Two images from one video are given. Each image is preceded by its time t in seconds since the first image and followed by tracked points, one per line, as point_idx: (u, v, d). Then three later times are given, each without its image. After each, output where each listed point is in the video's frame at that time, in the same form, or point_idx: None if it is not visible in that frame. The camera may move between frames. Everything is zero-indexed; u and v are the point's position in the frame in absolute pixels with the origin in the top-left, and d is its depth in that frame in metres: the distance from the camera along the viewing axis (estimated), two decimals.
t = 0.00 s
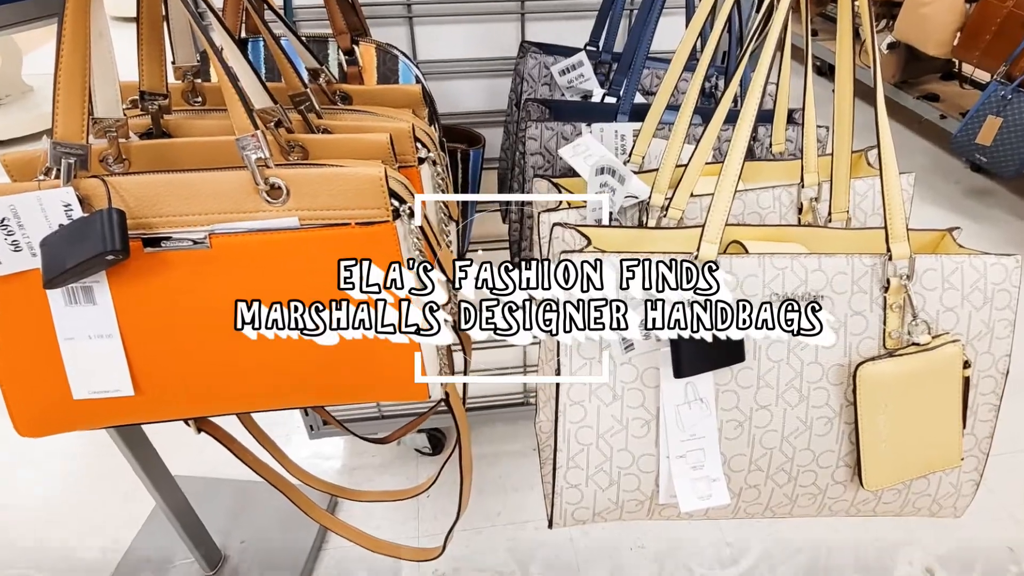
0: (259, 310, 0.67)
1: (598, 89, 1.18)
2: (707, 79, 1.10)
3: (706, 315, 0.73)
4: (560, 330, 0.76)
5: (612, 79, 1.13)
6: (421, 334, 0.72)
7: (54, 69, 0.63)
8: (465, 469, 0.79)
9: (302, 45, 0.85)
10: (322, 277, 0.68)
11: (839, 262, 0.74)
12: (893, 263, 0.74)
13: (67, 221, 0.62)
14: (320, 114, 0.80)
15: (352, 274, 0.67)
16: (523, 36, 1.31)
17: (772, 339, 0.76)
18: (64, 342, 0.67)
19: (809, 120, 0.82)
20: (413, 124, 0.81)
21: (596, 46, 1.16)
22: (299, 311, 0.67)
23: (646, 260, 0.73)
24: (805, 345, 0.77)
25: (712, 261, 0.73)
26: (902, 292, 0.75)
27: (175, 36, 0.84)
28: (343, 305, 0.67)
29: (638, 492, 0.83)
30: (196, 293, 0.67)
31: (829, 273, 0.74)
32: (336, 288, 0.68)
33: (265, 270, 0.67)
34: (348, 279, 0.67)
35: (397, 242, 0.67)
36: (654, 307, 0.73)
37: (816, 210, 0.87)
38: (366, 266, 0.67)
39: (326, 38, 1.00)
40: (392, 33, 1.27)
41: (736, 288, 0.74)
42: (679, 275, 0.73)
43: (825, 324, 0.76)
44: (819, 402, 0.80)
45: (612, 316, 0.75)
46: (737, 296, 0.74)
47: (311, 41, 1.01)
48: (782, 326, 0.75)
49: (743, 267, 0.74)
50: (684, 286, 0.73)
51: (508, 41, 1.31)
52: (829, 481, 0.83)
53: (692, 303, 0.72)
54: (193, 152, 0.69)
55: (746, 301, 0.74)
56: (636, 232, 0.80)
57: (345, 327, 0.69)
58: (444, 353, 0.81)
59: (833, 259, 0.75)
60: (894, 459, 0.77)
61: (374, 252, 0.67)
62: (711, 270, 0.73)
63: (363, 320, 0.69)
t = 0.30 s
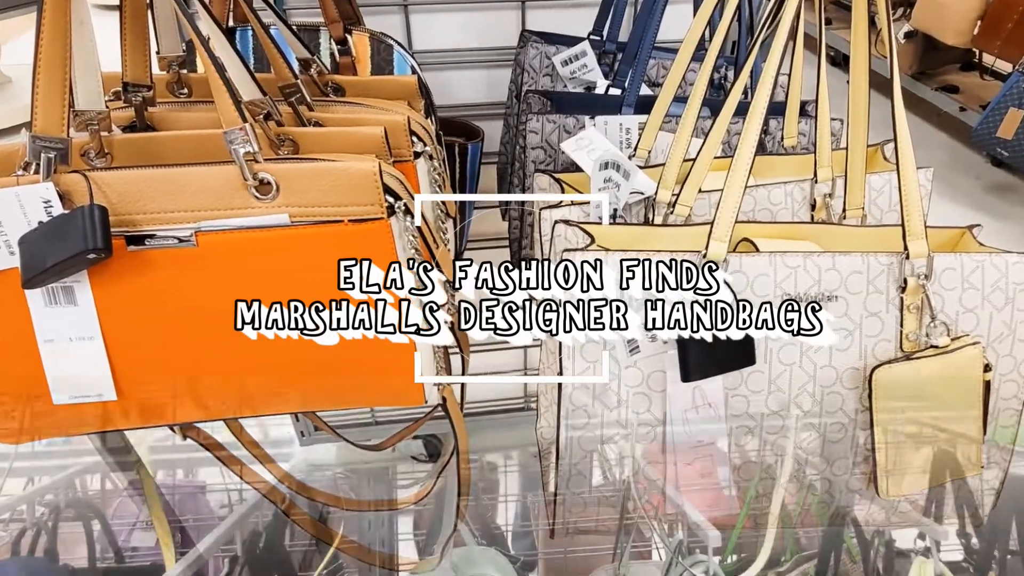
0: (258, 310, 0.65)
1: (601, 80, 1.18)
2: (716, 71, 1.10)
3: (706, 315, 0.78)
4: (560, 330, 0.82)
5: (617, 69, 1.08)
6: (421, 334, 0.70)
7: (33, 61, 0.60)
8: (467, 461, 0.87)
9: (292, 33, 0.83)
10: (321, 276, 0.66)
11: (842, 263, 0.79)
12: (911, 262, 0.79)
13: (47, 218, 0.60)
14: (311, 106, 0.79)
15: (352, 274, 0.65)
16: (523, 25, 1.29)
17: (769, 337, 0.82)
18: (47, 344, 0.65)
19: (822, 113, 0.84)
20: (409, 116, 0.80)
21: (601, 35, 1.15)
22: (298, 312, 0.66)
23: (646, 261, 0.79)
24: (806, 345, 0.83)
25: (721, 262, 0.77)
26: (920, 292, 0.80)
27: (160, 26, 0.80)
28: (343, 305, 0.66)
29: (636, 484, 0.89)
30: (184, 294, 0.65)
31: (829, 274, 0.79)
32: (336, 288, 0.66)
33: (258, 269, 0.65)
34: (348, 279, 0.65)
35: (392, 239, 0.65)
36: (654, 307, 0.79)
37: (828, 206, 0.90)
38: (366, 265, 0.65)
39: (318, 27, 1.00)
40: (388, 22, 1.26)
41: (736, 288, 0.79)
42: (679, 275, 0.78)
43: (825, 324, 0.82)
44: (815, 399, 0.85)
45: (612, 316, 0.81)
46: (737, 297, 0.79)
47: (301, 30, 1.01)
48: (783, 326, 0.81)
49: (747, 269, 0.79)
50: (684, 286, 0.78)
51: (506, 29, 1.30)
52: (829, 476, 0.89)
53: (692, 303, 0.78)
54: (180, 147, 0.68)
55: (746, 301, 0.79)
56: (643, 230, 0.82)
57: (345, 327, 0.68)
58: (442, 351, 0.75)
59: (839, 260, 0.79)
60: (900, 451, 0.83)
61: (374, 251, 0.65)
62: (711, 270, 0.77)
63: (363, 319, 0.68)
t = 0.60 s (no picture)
0: (259, 310, 0.70)
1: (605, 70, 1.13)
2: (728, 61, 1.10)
3: (706, 315, 0.79)
4: (561, 330, 0.77)
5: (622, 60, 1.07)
6: (420, 334, 0.75)
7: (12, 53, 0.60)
8: (463, 463, 0.85)
9: (282, 22, 0.84)
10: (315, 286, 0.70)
11: (832, 262, 0.82)
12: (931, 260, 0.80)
13: (23, 215, 0.58)
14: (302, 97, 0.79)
15: (352, 274, 0.70)
16: (523, 12, 1.28)
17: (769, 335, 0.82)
18: (44, 340, 0.69)
19: (835, 106, 0.86)
20: (404, 109, 0.79)
21: (605, 24, 1.12)
22: (298, 311, 0.71)
23: (646, 261, 0.82)
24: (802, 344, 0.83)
25: (732, 261, 0.80)
26: (939, 295, 0.80)
27: (145, 15, 0.85)
28: (343, 305, 0.72)
29: (642, 489, 0.85)
30: (181, 293, 0.68)
31: (826, 274, 0.81)
32: (336, 288, 0.71)
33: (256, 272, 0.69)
34: (348, 279, 0.70)
35: (386, 237, 0.69)
36: (654, 307, 0.80)
37: (844, 203, 0.88)
38: (366, 267, 0.69)
39: (307, 16, 1.03)
40: (381, 9, 1.29)
41: (739, 287, 0.80)
42: (679, 275, 0.81)
43: (825, 325, 0.82)
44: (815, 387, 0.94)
45: (612, 316, 0.79)
46: (738, 295, 0.81)
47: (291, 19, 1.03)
48: (783, 326, 0.81)
49: (756, 268, 0.81)
50: (684, 286, 0.81)
51: (507, 17, 1.29)
52: (831, 478, 0.89)
53: (692, 303, 0.80)
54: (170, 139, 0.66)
55: (747, 301, 0.80)
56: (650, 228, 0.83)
57: (344, 327, 0.74)
58: (435, 352, 0.77)
59: (831, 259, 0.82)
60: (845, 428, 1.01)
61: (374, 252, 0.69)
62: (711, 270, 0.80)
63: (364, 319, 0.73)
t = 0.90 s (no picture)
0: (258, 310, 0.81)
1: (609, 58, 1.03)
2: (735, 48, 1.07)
3: (706, 315, 0.82)
4: (560, 329, 0.82)
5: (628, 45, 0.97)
6: (420, 333, 0.84)
7: None
8: (461, 468, 0.82)
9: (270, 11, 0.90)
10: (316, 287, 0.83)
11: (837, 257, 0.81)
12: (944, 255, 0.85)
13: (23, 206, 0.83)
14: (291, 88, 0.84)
15: (353, 275, 0.83)
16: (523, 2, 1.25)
17: (762, 334, 0.85)
18: (27, 345, 0.76)
19: (854, 95, 0.88)
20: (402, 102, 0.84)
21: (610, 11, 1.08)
22: (298, 311, 0.82)
23: (646, 261, 0.82)
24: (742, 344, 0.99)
25: (745, 255, 0.81)
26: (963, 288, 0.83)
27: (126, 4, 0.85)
28: (342, 305, 0.82)
29: (646, 496, 0.82)
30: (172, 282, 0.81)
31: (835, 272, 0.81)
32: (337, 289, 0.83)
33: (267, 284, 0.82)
34: (349, 280, 0.83)
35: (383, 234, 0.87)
36: (655, 307, 0.82)
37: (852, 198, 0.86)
38: (365, 268, 0.83)
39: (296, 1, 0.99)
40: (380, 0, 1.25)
41: (743, 284, 0.81)
42: (679, 275, 0.82)
43: (824, 324, 0.85)
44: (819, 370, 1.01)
45: (612, 316, 0.82)
46: (739, 291, 0.81)
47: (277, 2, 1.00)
48: (783, 325, 0.85)
49: (762, 266, 0.81)
50: (683, 286, 0.82)
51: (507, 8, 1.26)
52: (842, 484, 0.86)
53: (692, 303, 0.82)
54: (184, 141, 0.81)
55: (746, 301, 0.82)
56: (659, 220, 0.82)
57: (344, 327, 0.83)
58: (432, 352, 0.84)
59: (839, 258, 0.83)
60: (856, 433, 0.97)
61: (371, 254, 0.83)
62: (711, 270, 0.80)
63: (363, 319, 0.83)
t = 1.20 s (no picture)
0: (259, 309, 0.79)
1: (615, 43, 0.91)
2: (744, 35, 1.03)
3: (706, 315, 0.81)
4: (560, 329, 0.84)
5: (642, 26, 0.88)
6: (421, 334, 0.81)
7: None
8: (459, 474, 0.79)
9: None
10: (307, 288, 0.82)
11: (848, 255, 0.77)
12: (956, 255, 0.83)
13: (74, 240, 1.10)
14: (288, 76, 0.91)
15: (353, 274, 0.79)
16: None
17: (759, 334, 0.84)
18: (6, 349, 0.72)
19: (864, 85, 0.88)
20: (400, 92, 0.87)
21: None
22: (298, 311, 0.79)
23: (646, 261, 0.80)
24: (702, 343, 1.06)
25: (754, 253, 0.78)
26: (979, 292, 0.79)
27: None
28: (343, 304, 0.78)
29: (650, 503, 0.80)
30: (155, 280, 0.78)
31: (847, 272, 0.78)
32: (339, 290, 0.80)
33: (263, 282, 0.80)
34: (349, 279, 0.79)
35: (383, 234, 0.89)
36: (654, 308, 0.84)
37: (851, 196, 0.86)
38: (365, 267, 0.78)
39: None
40: None
41: (752, 283, 0.78)
42: (679, 275, 0.77)
43: (826, 324, 0.84)
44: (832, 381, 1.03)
45: (611, 316, 0.91)
46: (748, 291, 0.78)
47: None
48: (783, 326, 0.84)
49: (770, 264, 0.78)
50: (683, 286, 0.77)
51: None
52: (853, 491, 0.83)
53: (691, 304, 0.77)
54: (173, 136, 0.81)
55: (747, 300, 0.79)
56: (664, 218, 0.80)
57: (345, 327, 0.79)
58: (432, 352, 0.81)
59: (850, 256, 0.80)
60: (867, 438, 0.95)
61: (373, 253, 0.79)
62: (711, 269, 0.76)
63: (363, 320, 0.79)
